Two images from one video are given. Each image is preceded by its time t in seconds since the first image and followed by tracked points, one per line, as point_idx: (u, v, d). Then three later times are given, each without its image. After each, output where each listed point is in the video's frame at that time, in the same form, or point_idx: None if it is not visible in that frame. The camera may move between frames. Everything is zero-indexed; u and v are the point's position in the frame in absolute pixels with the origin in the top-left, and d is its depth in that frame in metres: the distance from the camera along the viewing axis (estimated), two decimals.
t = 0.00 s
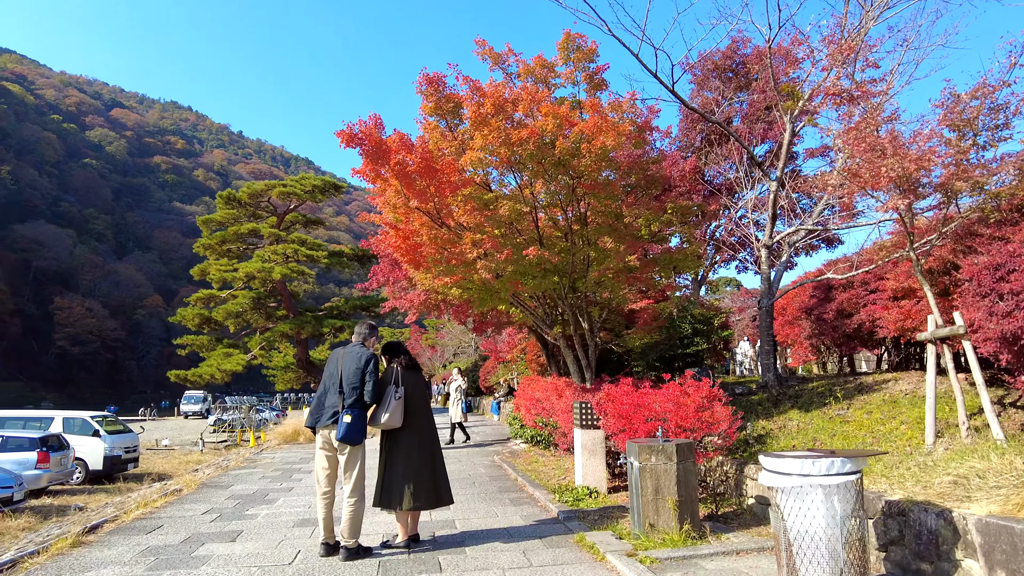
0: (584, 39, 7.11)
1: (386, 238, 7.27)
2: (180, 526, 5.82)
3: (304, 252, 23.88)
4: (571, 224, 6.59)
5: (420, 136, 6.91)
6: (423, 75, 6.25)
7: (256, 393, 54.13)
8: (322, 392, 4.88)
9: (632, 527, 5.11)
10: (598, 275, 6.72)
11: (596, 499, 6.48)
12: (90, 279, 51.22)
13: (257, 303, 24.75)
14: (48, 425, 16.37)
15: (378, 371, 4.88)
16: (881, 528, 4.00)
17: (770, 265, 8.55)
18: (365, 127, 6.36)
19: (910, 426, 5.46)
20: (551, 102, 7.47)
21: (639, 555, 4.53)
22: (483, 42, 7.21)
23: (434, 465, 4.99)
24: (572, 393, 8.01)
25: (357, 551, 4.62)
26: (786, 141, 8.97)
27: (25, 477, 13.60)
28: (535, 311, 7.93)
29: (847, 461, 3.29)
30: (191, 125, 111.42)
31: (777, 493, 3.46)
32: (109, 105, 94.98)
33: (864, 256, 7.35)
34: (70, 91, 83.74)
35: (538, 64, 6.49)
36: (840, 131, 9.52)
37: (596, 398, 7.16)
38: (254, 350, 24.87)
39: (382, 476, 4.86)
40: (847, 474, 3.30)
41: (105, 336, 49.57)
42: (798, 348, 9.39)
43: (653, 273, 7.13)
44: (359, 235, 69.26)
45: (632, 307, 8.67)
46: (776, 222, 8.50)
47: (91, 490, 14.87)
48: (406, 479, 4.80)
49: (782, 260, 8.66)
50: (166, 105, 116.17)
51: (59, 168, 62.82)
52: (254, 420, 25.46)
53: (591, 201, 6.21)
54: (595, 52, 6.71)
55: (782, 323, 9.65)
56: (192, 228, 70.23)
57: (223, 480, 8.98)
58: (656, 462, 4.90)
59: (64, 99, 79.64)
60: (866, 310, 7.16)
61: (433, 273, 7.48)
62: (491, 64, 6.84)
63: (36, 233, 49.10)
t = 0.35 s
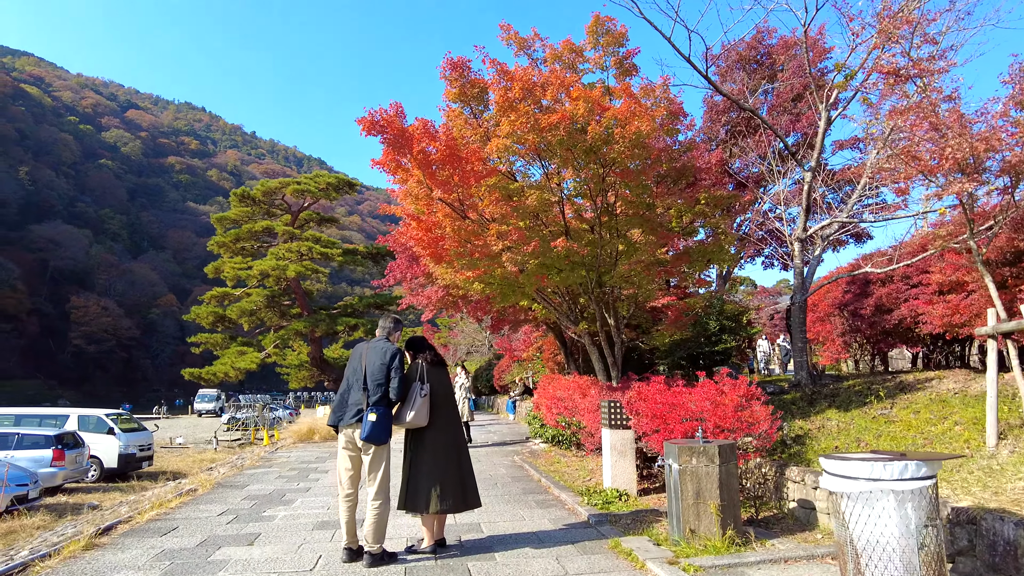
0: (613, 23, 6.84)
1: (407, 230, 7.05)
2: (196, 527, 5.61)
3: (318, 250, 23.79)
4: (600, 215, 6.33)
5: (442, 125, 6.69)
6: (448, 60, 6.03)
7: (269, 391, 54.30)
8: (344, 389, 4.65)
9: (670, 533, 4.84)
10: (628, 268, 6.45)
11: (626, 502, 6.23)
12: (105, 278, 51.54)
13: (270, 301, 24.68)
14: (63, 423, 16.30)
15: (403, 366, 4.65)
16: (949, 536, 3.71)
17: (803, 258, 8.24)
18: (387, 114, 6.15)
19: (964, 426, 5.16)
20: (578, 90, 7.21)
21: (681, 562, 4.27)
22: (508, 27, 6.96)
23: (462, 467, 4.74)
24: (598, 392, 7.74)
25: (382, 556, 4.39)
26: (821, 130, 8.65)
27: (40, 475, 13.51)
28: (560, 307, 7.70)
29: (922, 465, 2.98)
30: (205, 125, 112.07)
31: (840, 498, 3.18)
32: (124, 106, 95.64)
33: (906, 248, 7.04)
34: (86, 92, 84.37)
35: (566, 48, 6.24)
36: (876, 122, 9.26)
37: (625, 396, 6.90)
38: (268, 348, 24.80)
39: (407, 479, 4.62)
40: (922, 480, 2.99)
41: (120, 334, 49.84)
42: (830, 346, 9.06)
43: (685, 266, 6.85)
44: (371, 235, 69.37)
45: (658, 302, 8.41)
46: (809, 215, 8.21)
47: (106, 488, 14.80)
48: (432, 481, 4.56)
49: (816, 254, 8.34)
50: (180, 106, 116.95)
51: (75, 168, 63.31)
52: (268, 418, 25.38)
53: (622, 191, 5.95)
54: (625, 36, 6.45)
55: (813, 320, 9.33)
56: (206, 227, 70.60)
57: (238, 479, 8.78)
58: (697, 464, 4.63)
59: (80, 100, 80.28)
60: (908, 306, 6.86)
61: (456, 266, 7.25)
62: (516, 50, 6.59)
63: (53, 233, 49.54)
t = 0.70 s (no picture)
0: None
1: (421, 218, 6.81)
2: (204, 525, 5.38)
3: (324, 241, 23.57)
4: (624, 200, 6.06)
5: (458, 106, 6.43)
6: (466, 37, 5.77)
7: (275, 383, 54.33)
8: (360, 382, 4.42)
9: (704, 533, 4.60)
10: (653, 255, 6.19)
11: (651, 499, 6.02)
12: (111, 270, 51.46)
13: (276, 292, 24.48)
14: (69, 414, 16.14)
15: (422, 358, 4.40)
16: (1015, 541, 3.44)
17: (830, 246, 7.95)
18: (402, 95, 5.91)
19: (1013, 423, 4.90)
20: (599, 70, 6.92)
21: (718, 565, 4.03)
22: (527, 5, 6.68)
23: (482, 464, 4.50)
24: (617, 385, 7.49)
25: (401, 558, 4.16)
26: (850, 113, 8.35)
27: (46, 467, 13.37)
28: (580, 297, 7.42)
29: (999, 466, 2.73)
30: (209, 117, 111.85)
31: (904, 500, 2.94)
32: (129, 98, 95.38)
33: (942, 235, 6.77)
34: (90, 84, 84.13)
35: (588, 25, 5.96)
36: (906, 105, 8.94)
37: (647, 389, 6.65)
38: (274, 340, 24.62)
39: (426, 477, 4.38)
40: (999, 483, 2.74)
41: (126, 326, 49.79)
42: (855, 338, 8.79)
43: (712, 254, 6.58)
44: (375, 227, 69.22)
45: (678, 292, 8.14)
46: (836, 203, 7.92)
47: (112, 481, 14.63)
48: (453, 479, 4.32)
49: (842, 242, 8.06)
50: (183, 98, 116.71)
51: (80, 160, 63.16)
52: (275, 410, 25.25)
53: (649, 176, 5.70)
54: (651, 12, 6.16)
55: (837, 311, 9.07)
56: (211, 219, 70.52)
57: (247, 473, 8.57)
58: (733, 462, 4.40)
59: (85, 92, 80.11)
60: (943, 296, 6.61)
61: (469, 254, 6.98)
62: (536, 27, 6.32)
63: (58, 225, 49.46)
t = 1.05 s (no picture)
0: None
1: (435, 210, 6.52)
2: (210, 535, 5.09)
3: (330, 238, 23.33)
4: (651, 191, 5.74)
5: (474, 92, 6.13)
6: (485, 17, 5.51)
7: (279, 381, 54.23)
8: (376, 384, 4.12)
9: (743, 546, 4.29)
10: (682, 248, 5.85)
11: (678, 506, 5.75)
12: (115, 268, 51.32)
13: (282, 290, 24.26)
14: (73, 414, 15.88)
15: (442, 358, 4.10)
16: None
17: (859, 239, 7.61)
18: (417, 78, 5.63)
19: None
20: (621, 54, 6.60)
21: None
22: None
23: (507, 472, 4.21)
24: (639, 385, 7.17)
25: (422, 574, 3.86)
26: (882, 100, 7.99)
27: (49, 468, 13.11)
28: (600, 293, 7.12)
29: None
30: (212, 115, 111.73)
31: (992, 520, 2.98)
32: (133, 96, 95.21)
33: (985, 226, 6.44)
34: (95, 83, 84.02)
35: (614, 4, 5.65)
36: (938, 93, 8.55)
37: (673, 390, 6.35)
38: (279, 338, 24.39)
39: (447, 486, 4.09)
40: None
41: (130, 324, 49.65)
42: (885, 334, 8.50)
43: (743, 248, 6.23)
44: (379, 225, 69.09)
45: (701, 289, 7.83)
46: (867, 195, 7.57)
47: (115, 482, 14.38)
48: (476, 488, 4.02)
49: (873, 235, 7.73)
50: (187, 96, 116.59)
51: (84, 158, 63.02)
52: (280, 408, 25.01)
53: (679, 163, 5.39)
54: None
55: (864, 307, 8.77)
56: (215, 217, 70.42)
57: (254, 475, 8.29)
58: (777, 470, 4.09)
59: (89, 91, 79.96)
60: (987, 291, 6.31)
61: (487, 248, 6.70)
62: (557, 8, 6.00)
63: (63, 224, 49.37)
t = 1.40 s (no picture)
0: None
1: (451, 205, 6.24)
2: (216, 545, 4.84)
3: (336, 237, 23.15)
4: (679, 182, 5.46)
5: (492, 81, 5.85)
6: None
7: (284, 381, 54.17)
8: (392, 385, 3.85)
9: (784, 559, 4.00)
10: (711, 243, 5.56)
11: (707, 514, 5.50)
12: (121, 268, 51.30)
13: (287, 289, 24.09)
14: (77, 414, 15.66)
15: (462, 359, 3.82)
16: None
17: (889, 233, 7.27)
18: (433, 65, 5.37)
19: None
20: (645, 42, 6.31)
21: None
22: None
23: (531, 481, 3.93)
24: (661, 387, 6.90)
25: None
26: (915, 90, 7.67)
27: (52, 470, 12.88)
28: (620, 294, 6.83)
29: None
30: (217, 116, 111.86)
31: None
32: (138, 96, 95.33)
33: None
34: (100, 83, 84.16)
35: None
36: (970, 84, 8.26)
37: (699, 392, 6.07)
38: (285, 338, 24.22)
39: (469, 495, 3.82)
40: None
41: (136, 324, 49.57)
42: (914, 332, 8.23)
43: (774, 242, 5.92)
44: (384, 224, 69.10)
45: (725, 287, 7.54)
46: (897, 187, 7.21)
47: (120, 485, 14.18)
48: (501, 499, 3.75)
49: (903, 229, 7.42)
50: (192, 97, 116.74)
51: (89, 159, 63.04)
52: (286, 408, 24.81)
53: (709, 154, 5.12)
54: None
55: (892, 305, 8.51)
56: (219, 218, 70.47)
57: (260, 480, 8.03)
58: (823, 477, 3.80)
59: (94, 92, 80.02)
60: None
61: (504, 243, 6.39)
62: None
63: (69, 224, 49.40)
